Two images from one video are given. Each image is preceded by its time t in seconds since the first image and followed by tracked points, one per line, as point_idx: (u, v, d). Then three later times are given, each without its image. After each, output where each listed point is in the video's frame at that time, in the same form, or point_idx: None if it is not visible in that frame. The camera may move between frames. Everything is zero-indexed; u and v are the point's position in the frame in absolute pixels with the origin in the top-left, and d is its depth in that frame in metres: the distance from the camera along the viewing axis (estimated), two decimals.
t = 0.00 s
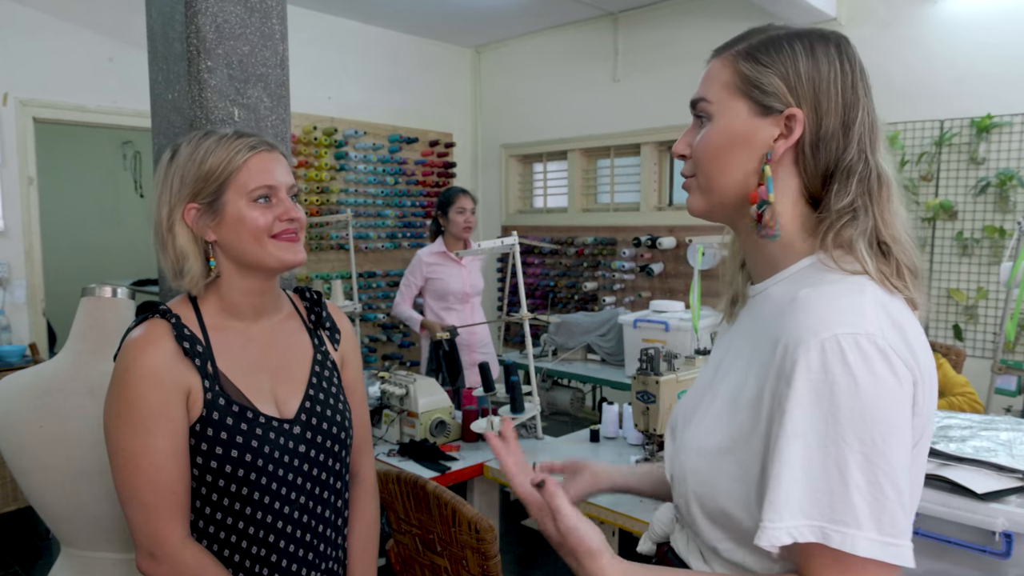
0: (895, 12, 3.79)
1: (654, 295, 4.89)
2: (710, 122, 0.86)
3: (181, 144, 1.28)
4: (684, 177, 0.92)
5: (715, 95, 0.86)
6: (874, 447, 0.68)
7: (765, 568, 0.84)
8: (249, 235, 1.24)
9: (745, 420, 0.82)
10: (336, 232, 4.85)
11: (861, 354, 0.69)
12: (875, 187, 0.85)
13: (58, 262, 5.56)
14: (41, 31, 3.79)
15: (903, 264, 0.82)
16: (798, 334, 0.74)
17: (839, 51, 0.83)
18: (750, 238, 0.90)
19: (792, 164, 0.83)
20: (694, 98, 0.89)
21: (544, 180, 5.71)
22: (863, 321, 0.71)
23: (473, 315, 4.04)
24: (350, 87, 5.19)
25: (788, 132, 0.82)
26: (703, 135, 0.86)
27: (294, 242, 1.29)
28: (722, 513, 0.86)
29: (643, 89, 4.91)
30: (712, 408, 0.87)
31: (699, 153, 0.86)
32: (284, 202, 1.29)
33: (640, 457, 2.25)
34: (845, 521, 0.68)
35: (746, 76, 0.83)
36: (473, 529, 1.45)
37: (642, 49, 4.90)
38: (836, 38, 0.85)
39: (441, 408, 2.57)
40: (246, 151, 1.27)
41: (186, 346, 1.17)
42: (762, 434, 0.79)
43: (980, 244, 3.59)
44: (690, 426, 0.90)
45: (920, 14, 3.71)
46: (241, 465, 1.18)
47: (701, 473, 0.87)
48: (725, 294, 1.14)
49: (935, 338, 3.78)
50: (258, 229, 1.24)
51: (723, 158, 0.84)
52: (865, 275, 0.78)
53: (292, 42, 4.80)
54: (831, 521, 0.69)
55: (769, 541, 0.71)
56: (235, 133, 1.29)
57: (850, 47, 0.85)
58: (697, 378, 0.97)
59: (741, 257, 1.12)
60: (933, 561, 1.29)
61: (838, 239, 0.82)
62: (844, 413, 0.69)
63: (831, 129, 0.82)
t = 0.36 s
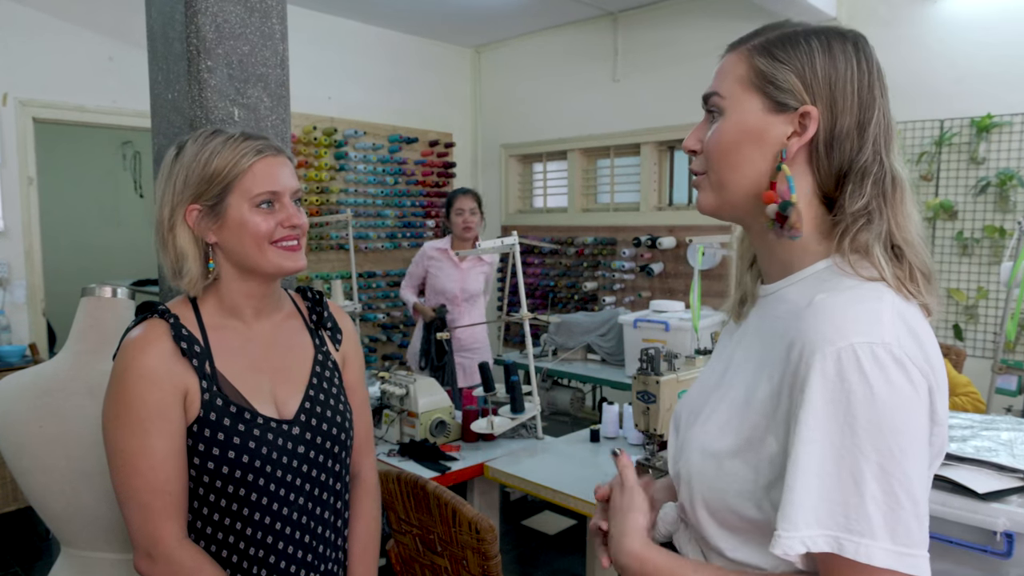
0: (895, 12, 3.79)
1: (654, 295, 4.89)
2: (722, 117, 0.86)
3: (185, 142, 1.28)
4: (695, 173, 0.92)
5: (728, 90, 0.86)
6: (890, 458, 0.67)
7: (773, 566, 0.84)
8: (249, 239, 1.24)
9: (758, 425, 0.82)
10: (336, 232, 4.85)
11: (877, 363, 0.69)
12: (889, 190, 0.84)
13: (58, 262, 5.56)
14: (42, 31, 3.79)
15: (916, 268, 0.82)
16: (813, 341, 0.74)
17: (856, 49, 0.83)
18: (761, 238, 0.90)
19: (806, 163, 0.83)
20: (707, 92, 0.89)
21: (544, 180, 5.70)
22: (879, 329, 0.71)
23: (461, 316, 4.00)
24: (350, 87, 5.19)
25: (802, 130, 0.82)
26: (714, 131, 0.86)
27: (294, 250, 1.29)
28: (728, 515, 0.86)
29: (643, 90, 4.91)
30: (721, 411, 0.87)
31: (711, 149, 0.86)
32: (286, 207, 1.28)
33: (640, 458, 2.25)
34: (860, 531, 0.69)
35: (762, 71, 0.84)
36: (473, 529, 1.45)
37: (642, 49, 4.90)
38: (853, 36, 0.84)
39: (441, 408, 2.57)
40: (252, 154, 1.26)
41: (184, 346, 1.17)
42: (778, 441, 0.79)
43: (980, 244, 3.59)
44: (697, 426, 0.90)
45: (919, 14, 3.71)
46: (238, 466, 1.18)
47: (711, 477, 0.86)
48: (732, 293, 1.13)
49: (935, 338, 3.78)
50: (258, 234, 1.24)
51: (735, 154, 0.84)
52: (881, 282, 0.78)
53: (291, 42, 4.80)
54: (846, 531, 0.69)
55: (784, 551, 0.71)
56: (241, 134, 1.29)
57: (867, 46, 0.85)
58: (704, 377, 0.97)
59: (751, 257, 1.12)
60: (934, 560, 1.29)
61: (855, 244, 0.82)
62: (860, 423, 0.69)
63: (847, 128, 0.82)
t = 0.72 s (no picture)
0: (895, 12, 3.79)
1: (654, 295, 4.89)
2: (727, 119, 0.85)
3: (186, 144, 1.28)
4: (698, 175, 0.91)
5: (734, 91, 0.85)
6: (894, 456, 0.68)
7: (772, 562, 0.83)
8: (253, 243, 1.24)
9: (762, 422, 0.82)
10: (336, 232, 4.85)
11: (883, 361, 0.69)
12: (893, 196, 0.84)
13: (58, 262, 5.56)
14: (42, 31, 3.79)
15: (921, 271, 0.82)
16: (819, 339, 0.74)
17: (862, 54, 0.83)
18: (764, 239, 0.90)
19: (813, 169, 0.83)
20: (710, 91, 0.88)
21: (544, 180, 5.70)
22: (885, 328, 0.71)
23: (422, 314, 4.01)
24: (350, 86, 5.19)
25: (809, 136, 0.82)
26: (719, 132, 0.85)
27: (296, 251, 1.29)
28: (731, 516, 0.86)
29: (643, 90, 4.91)
30: (722, 409, 0.87)
31: (715, 150, 0.85)
32: (288, 209, 1.28)
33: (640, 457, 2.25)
34: (862, 527, 0.69)
35: (770, 74, 0.83)
36: (472, 529, 1.45)
37: (641, 49, 4.90)
38: (858, 41, 0.85)
39: (440, 408, 2.57)
40: (253, 155, 1.26)
41: (184, 349, 1.17)
42: (783, 437, 0.80)
43: (980, 244, 3.59)
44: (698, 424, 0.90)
45: (919, 14, 3.71)
46: (238, 469, 1.18)
47: (713, 476, 0.86)
48: (733, 291, 1.13)
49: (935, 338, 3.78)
50: (261, 237, 1.24)
51: (742, 156, 0.83)
52: (887, 282, 0.79)
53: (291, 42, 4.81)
54: (848, 527, 0.69)
55: (786, 545, 0.71)
56: (242, 136, 1.28)
57: (872, 51, 0.85)
58: (705, 377, 0.98)
59: (753, 257, 1.12)
60: (933, 560, 1.29)
61: (862, 246, 0.82)
62: (865, 420, 0.69)
63: (853, 135, 0.82)
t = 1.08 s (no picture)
0: (893, 12, 3.80)
1: (652, 295, 4.90)
2: (715, 120, 0.85)
3: (182, 144, 1.28)
4: (688, 176, 0.92)
5: (721, 93, 0.85)
6: (864, 444, 0.68)
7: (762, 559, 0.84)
8: (248, 242, 1.24)
9: (743, 413, 0.83)
10: (335, 232, 4.86)
11: (857, 350, 0.70)
12: (878, 193, 0.85)
13: (57, 262, 5.56)
14: (40, 31, 3.79)
15: (906, 267, 0.83)
16: (796, 328, 0.75)
17: (846, 55, 0.84)
18: (753, 239, 0.91)
19: (798, 169, 0.85)
20: (696, 94, 0.89)
21: (543, 180, 5.71)
22: (862, 318, 0.72)
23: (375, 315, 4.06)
24: (349, 86, 5.20)
25: (795, 136, 0.83)
26: (706, 134, 0.86)
27: (291, 250, 1.30)
28: (718, 512, 0.86)
29: (642, 90, 4.91)
30: (708, 402, 0.88)
31: (704, 152, 0.86)
32: (283, 206, 1.29)
33: (636, 457, 2.26)
34: (828, 513, 0.69)
35: (755, 76, 0.83)
36: (469, 527, 1.46)
37: (640, 49, 4.91)
38: (842, 42, 0.86)
39: (438, 408, 2.57)
40: (247, 153, 1.27)
41: (181, 347, 1.18)
42: (760, 426, 0.80)
43: (976, 243, 3.60)
44: (687, 419, 0.91)
45: (917, 14, 3.72)
46: (234, 467, 1.19)
47: (699, 469, 0.87)
48: (720, 291, 1.15)
49: (932, 338, 3.80)
50: (257, 235, 1.25)
51: (730, 158, 0.84)
52: (869, 276, 0.79)
53: (290, 42, 4.81)
54: (814, 512, 0.70)
55: (751, 525, 0.72)
56: (237, 136, 1.29)
57: (856, 52, 0.86)
58: (695, 372, 0.99)
59: (741, 255, 1.13)
60: (927, 558, 1.30)
61: (845, 242, 0.83)
62: (836, 408, 0.70)
63: (839, 136, 0.83)
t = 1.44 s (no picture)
0: (891, 12, 3.81)
1: (650, 295, 4.91)
2: (711, 125, 0.85)
3: (186, 142, 1.28)
4: (686, 178, 0.91)
5: (717, 98, 0.85)
6: (860, 446, 0.69)
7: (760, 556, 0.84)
8: (251, 241, 1.24)
9: (739, 415, 0.83)
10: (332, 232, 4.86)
11: (852, 352, 0.70)
12: (874, 192, 0.85)
13: (56, 262, 5.57)
14: (38, 31, 3.78)
15: (902, 267, 0.83)
16: (792, 329, 0.75)
17: (841, 55, 0.84)
18: (752, 241, 0.91)
19: (796, 171, 0.85)
20: (693, 98, 0.88)
21: (541, 180, 5.71)
22: (857, 320, 0.72)
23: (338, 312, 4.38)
24: (347, 86, 5.19)
25: (795, 139, 0.83)
26: (705, 138, 0.85)
27: (294, 248, 1.29)
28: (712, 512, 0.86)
29: (640, 90, 4.91)
30: (703, 403, 0.88)
31: (703, 155, 0.85)
32: (286, 205, 1.29)
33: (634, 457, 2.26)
34: (825, 514, 0.70)
35: (752, 80, 0.83)
36: (466, 526, 1.46)
37: (639, 49, 4.91)
38: (837, 41, 0.86)
39: (436, 407, 2.57)
40: (252, 152, 1.27)
41: (184, 347, 1.18)
42: (755, 427, 0.80)
43: (974, 243, 3.61)
44: (683, 419, 0.91)
45: (915, 14, 3.72)
46: (238, 466, 1.19)
47: (697, 469, 0.87)
48: (717, 290, 1.15)
49: (929, 337, 3.80)
50: (261, 235, 1.25)
51: (729, 161, 0.84)
52: (865, 277, 0.79)
53: (288, 42, 4.81)
54: (811, 513, 0.70)
55: (748, 527, 0.72)
56: (241, 135, 1.29)
57: (850, 51, 0.86)
58: (691, 372, 0.99)
59: (738, 254, 1.14)
60: (924, 557, 1.31)
61: (840, 242, 0.83)
62: (832, 409, 0.70)
63: (836, 137, 0.84)
